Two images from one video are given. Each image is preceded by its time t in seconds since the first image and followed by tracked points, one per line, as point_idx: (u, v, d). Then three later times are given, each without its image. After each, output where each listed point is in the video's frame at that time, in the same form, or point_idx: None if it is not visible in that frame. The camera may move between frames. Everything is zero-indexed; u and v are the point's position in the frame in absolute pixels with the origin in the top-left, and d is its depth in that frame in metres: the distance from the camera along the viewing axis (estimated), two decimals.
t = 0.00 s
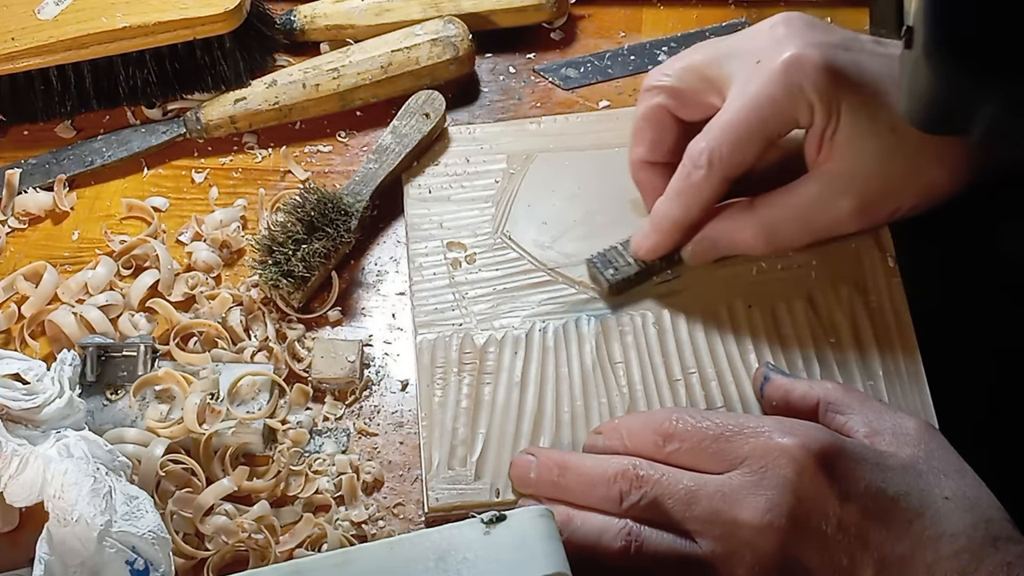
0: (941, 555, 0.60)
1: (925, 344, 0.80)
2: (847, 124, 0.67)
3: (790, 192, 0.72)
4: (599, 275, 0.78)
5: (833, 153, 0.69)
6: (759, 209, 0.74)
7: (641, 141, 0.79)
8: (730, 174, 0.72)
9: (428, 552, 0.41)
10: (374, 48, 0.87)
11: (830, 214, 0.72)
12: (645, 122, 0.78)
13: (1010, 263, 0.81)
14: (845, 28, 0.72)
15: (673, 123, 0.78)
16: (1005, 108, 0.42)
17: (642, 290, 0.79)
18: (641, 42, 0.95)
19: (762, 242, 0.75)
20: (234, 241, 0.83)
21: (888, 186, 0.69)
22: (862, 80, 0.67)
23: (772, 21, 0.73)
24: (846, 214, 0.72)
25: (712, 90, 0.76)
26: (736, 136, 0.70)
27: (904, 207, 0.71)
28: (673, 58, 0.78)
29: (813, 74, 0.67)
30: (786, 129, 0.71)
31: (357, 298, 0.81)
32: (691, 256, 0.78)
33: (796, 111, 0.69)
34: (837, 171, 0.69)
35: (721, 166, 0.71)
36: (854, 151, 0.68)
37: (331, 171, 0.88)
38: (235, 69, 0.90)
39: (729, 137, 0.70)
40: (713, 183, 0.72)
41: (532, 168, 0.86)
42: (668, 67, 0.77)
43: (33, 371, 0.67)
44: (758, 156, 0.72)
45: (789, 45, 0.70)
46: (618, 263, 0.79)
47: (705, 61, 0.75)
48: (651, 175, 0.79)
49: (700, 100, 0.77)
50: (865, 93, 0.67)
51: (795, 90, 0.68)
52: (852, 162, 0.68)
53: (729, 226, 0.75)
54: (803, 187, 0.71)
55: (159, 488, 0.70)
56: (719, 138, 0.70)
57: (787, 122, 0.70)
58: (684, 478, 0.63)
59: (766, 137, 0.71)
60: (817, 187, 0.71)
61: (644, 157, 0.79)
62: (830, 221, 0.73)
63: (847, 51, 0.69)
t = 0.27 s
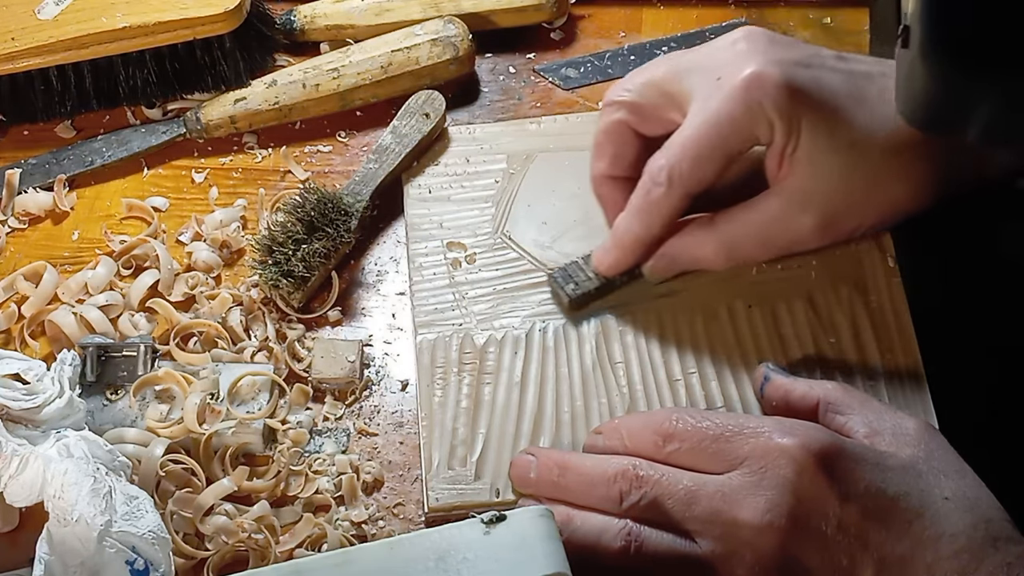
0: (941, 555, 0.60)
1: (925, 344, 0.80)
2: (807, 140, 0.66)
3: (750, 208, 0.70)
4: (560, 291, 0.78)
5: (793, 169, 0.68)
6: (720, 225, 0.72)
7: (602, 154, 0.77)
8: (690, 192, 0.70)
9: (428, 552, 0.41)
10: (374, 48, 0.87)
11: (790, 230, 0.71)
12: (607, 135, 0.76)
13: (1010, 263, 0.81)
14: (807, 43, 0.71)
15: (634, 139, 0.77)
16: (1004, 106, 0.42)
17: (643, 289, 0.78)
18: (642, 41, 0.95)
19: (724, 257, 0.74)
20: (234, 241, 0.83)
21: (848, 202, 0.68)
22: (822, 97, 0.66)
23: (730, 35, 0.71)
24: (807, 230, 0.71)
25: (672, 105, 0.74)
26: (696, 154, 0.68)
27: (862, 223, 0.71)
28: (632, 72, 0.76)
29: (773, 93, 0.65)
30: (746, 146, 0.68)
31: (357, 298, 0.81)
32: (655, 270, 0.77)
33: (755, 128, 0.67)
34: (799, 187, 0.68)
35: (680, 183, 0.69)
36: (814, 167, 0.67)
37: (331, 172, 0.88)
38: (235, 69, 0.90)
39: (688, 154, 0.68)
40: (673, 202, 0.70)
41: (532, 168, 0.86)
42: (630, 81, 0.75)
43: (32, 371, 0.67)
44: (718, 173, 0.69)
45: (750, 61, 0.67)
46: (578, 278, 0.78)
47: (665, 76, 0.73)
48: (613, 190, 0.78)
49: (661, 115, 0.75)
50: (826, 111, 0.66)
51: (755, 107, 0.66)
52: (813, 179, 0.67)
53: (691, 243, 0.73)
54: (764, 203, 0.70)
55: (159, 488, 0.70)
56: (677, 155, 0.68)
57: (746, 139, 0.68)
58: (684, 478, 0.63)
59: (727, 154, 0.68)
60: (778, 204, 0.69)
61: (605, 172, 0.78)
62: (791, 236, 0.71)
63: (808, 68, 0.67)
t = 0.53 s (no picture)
0: (941, 555, 0.60)
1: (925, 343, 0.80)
2: (842, 96, 0.69)
3: (786, 164, 0.73)
4: (592, 245, 0.80)
5: (828, 126, 0.70)
6: (755, 182, 0.74)
7: (636, 111, 0.79)
8: (725, 142, 0.73)
9: (427, 552, 0.41)
10: (374, 48, 0.87)
11: (824, 189, 0.73)
12: (642, 95, 0.78)
13: (1009, 260, 0.81)
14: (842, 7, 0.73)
15: (669, 96, 0.78)
16: (1006, 114, 0.42)
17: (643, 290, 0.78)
18: (642, 42, 0.95)
19: (756, 214, 0.76)
20: (234, 241, 0.83)
21: (881, 160, 0.70)
22: (857, 53, 0.68)
23: None
24: (840, 189, 0.73)
25: (710, 62, 0.77)
26: (731, 103, 0.71)
27: (894, 182, 0.72)
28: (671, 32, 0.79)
29: (809, 45, 0.68)
30: (782, 98, 0.72)
31: (357, 298, 0.81)
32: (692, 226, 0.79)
33: (791, 82, 0.70)
34: (831, 144, 0.70)
35: (715, 133, 0.72)
36: (848, 124, 0.69)
37: (331, 171, 0.88)
38: (235, 69, 0.90)
39: (725, 104, 0.71)
40: (707, 151, 0.73)
41: (532, 168, 0.86)
42: (667, 39, 0.78)
43: (33, 371, 0.67)
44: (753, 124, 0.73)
45: (786, 18, 0.71)
46: (611, 234, 0.80)
47: (703, 34, 0.76)
48: (645, 148, 0.80)
49: (697, 72, 0.77)
50: (861, 66, 0.68)
51: (792, 59, 0.69)
52: (846, 137, 0.69)
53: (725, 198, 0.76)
54: (798, 159, 0.72)
55: (159, 488, 0.70)
56: (714, 105, 0.71)
57: (783, 91, 0.71)
58: (683, 478, 0.63)
59: (761, 105, 0.72)
60: (812, 160, 0.71)
61: (638, 130, 0.79)
62: (825, 194, 0.74)
63: (845, 25, 0.69)
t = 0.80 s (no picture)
0: (941, 555, 0.60)
1: (925, 343, 0.80)
2: (874, 109, 0.67)
3: (819, 175, 0.73)
4: (625, 261, 0.79)
5: (860, 138, 0.69)
6: (788, 194, 0.74)
7: (666, 125, 0.79)
8: (757, 158, 0.72)
9: (427, 552, 0.41)
10: (374, 48, 0.87)
11: (857, 199, 0.73)
12: (671, 109, 0.78)
13: (1009, 260, 0.81)
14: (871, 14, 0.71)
15: (699, 109, 0.78)
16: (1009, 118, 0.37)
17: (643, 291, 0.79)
18: (642, 42, 0.95)
19: (787, 226, 0.76)
20: (234, 241, 0.83)
21: (914, 170, 0.69)
22: (889, 65, 0.67)
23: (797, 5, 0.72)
24: (873, 200, 0.72)
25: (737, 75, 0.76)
26: (765, 120, 0.70)
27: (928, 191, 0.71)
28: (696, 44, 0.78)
29: (840, 59, 0.66)
30: (813, 112, 0.70)
31: (357, 298, 0.81)
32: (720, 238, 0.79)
33: (822, 97, 0.69)
34: (865, 155, 0.69)
35: (747, 150, 0.71)
36: (880, 136, 0.68)
37: (331, 171, 0.88)
38: (235, 69, 0.90)
39: (756, 121, 0.70)
40: (740, 168, 0.72)
41: (531, 168, 0.86)
42: (694, 52, 0.77)
43: (32, 371, 0.67)
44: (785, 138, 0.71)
45: (816, 30, 0.69)
46: (644, 249, 0.79)
47: (732, 47, 0.75)
48: (676, 163, 0.80)
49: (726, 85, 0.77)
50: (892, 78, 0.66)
51: (823, 75, 0.67)
52: (877, 148, 0.69)
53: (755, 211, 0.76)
54: (832, 170, 0.72)
55: (159, 488, 0.70)
56: (745, 123, 0.70)
57: (814, 107, 0.69)
58: (683, 478, 0.63)
59: (794, 121, 0.70)
60: (845, 172, 0.71)
61: (669, 145, 0.80)
62: (857, 204, 0.73)
63: (874, 36, 0.68)
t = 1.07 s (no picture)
0: (941, 555, 0.60)
1: (924, 343, 0.80)
2: (834, 129, 0.66)
3: (778, 195, 0.72)
4: (586, 273, 0.79)
5: (821, 157, 0.68)
6: (750, 213, 0.74)
7: (631, 141, 0.78)
8: (719, 178, 0.71)
9: (427, 552, 0.41)
10: (374, 48, 0.87)
11: (818, 218, 0.72)
12: (635, 124, 0.77)
13: (1009, 260, 0.80)
14: (835, 32, 0.71)
15: (662, 125, 0.78)
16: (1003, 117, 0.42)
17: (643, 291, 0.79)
18: (642, 42, 0.95)
19: (750, 245, 0.75)
20: (234, 241, 0.83)
21: (875, 190, 0.68)
22: (850, 86, 0.66)
23: (759, 23, 0.72)
24: (834, 218, 0.72)
25: (701, 92, 0.75)
26: (725, 140, 0.69)
27: (890, 212, 0.71)
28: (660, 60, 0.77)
29: (800, 80, 0.66)
30: (773, 133, 0.69)
31: (357, 298, 0.81)
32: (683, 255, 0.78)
33: (783, 117, 0.68)
34: (825, 175, 0.69)
35: (708, 170, 0.70)
36: (840, 155, 0.67)
37: (331, 171, 0.88)
38: (235, 69, 0.90)
39: (717, 141, 0.69)
40: (701, 188, 0.71)
41: (531, 168, 0.86)
42: (657, 68, 0.76)
43: (33, 371, 0.67)
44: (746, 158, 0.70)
45: (778, 49, 0.68)
46: (605, 261, 0.79)
47: (695, 63, 0.74)
48: (641, 177, 0.79)
49: (689, 102, 0.76)
50: (852, 98, 0.65)
51: (783, 95, 0.66)
52: (838, 168, 0.68)
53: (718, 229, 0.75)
54: (793, 189, 0.71)
55: (159, 488, 0.70)
56: (706, 143, 0.69)
57: (774, 127, 0.69)
58: (683, 478, 0.63)
59: (754, 141, 0.69)
60: (806, 190, 0.70)
61: (633, 160, 0.79)
62: (819, 223, 0.72)
63: (836, 56, 0.67)
